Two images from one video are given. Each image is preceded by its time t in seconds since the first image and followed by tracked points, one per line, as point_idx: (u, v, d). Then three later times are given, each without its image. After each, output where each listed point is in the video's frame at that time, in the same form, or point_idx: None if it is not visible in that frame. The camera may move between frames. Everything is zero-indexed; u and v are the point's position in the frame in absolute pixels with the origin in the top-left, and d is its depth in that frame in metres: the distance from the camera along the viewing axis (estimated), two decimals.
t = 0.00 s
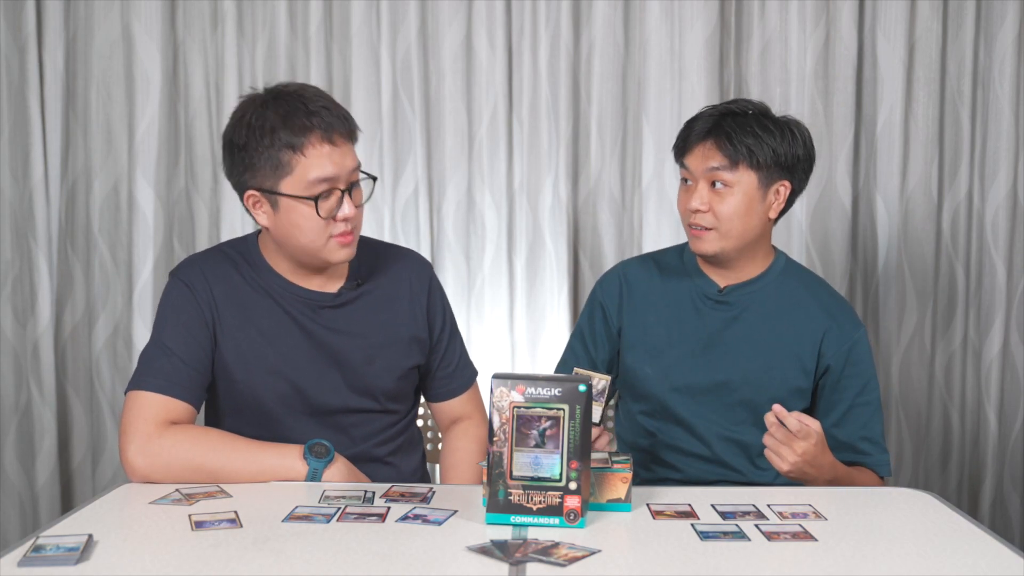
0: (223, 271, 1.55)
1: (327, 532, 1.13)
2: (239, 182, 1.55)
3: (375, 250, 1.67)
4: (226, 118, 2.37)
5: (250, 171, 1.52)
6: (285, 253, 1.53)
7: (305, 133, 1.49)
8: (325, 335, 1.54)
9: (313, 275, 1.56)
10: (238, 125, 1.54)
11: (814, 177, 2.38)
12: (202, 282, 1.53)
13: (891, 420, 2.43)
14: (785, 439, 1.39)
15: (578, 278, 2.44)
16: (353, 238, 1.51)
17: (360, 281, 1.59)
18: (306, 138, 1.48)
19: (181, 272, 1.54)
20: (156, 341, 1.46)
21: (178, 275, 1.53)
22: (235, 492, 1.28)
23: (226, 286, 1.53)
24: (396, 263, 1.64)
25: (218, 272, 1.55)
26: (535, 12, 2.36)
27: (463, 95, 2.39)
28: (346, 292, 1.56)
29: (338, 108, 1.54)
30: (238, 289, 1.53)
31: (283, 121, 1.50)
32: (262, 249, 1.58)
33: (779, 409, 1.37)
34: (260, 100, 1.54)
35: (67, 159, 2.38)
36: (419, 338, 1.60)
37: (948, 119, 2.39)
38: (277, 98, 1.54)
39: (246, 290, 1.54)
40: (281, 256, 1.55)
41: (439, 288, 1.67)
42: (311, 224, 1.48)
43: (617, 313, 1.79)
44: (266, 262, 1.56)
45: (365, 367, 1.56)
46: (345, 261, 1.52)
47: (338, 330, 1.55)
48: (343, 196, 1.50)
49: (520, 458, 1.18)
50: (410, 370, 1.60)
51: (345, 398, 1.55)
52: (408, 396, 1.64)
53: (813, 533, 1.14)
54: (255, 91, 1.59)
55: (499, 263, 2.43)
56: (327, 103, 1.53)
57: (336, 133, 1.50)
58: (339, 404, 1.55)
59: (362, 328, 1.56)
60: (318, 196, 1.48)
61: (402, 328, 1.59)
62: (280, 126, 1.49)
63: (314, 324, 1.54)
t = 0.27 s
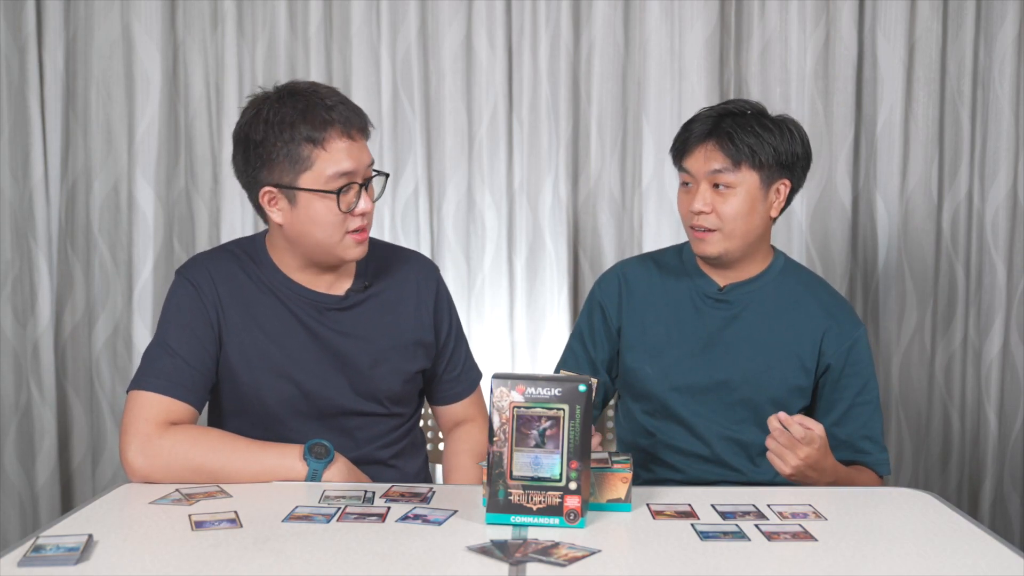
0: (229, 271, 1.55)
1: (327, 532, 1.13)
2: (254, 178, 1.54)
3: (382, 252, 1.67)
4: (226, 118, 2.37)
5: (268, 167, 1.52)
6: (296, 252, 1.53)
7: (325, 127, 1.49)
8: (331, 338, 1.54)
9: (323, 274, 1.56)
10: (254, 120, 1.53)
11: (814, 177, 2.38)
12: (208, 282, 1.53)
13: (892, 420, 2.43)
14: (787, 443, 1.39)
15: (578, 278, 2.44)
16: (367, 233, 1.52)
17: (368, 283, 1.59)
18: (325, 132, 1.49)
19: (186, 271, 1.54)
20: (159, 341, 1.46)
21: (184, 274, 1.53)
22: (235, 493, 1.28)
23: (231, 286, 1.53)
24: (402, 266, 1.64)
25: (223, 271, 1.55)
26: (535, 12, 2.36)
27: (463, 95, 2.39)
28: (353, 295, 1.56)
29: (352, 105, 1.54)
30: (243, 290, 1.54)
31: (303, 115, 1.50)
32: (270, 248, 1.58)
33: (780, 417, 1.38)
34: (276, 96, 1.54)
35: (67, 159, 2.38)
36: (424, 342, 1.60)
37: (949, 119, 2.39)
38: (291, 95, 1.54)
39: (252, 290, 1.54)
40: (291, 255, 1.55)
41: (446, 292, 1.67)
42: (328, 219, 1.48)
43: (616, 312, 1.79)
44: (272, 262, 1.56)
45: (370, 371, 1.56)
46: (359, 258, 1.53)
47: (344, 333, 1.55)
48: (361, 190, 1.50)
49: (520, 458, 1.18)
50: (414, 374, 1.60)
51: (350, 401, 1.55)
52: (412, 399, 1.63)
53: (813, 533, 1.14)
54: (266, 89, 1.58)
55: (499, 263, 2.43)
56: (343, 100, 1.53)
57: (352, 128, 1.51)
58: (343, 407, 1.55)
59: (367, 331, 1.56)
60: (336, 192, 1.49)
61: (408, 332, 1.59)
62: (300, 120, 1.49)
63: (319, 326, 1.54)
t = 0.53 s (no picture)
0: (230, 271, 1.55)
1: (327, 532, 1.13)
2: (264, 178, 1.54)
3: (384, 254, 1.67)
4: (225, 118, 2.37)
5: (281, 167, 1.52)
6: (302, 252, 1.53)
7: (340, 128, 1.49)
8: (331, 338, 1.54)
9: (326, 274, 1.56)
10: (266, 120, 1.53)
11: (814, 177, 2.38)
12: (209, 282, 1.53)
13: (892, 420, 2.43)
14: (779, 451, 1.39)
15: (578, 278, 2.44)
16: (375, 235, 1.53)
17: (370, 283, 1.59)
18: (340, 133, 1.49)
19: (187, 271, 1.54)
20: (160, 341, 1.46)
21: (185, 274, 1.53)
22: (235, 493, 1.28)
23: (231, 287, 1.53)
24: (402, 267, 1.64)
25: (224, 271, 1.55)
26: (535, 12, 2.36)
27: (463, 95, 2.39)
28: (354, 296, 1.56)
29: (361, 105, 1.55)
30: (243, 290, 1.54)
31: (318, 114, 1.50)
32: (272, 250, 1.59)
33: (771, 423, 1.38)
34: (288, 95, 1.54)
35: (67, 159, 2.38)
36: (425, 344, 1.60)
37: (949, 119, 2.39)
38: (303, 94, 1.53)
39: (253, 290, 1.54)
40: (298, 255, 1.55)
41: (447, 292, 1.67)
42: (339, 219, 1.49)
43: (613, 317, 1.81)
44: (272, 262, 1.57)
45: (370, 371, 1.56)
46: (367, 258, 1.54)
47: (344, 334, 1.55)
48: (372, 191, 1.51)
49: (520, 458, 1.18)
50: (415, 375, 1.60)
51: (350, 402, 1.55)
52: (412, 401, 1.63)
53: (813, 533, 1.14)
54: (273, 89, 1.58)
55: (499, 263, 2.43)
56: (353, 101, 1.54)
57: (362, 128, 1.51)
58: (343, 408, 1.55)
59: (367, 332, 1.56)
60: (348, 192, 1.49)
61: (408, 332, 1.59)
62: (315, 120, 1.49)
63: (320, 327, 1.54)
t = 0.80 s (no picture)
0: (229, 271, 1.55)
1: (327, 532, 1.13)
2: (259, 176, 1.55)
3: (384, 253, 1.67)
4: (226, 118, 2.37)
5: (274, 167, 1.52)
6: (295, 252, 1.53)
7: (333, 131, 1.49)
8: (330, 337, 1.54)
9: (320, 275, 1.56)
10: (263, 118, 1.53)
11: (813, 177, 2.38)
12: (208, 282, 1.53)
13: (892, 420, 2.43)
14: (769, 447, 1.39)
15: (578, 278, 2.44)
16: (368, 237, 1.52)
17: (367, 282, 1.59)
18: (333, 136, 1.49)
19: (186, 272, 1.54)
20: (159, 341, 1.46)
21: (183, 274, 1.53)
22: (235, 493, 1.28)
23: (230, 287, 1.53)
24: (402, 265, 1.64)
25: (223, 271, 1.55)
26: (535, 12, 2.36)
27: (463, 95, 2.39)
28: (353, 295, 1.56)
29: (360, 108, 1.54)
30: (242, 290, 1.54)
31: (313, 116, 1.50)
32: (269, 249, 1.59)
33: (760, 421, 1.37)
34: (286, 95, 1.54)
35: (67, 159, 2.38)
36: (424, 343, 1.60)
37: (948, 119, 2.39)
38: (302, 94, 1.53)
39: (252, 290, 1.54)
40: (291, 254, 1.55)
41: (446, 290, 1.67)
42: (330, 221, 1.48)
43: (611, 319, 1.80)
44: (270, 261, 1.57)
45: (369, 371, 1.56)
46: (358, 261, 1.53)
47: (344, 333, 1.55)
48: (364, 195, 1.51)
49: (520, 458, 1.18)
50: (415, 374, 1.60)
51: (349, 401, 1.55)
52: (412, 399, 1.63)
53: (813, 533, 1.14)
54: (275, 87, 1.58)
55: (499, 263, 2.43)
56: (351, 103, 1.53)
57: (359, 132, 1.51)
58: (342, 407, 1.54)
59: (366, 331, 1.56)
60: (340, 195, 1.49)
61: (407, 331, 1.59)
62: (309, 121, 1.49)
63: (319, 326, 1.54)
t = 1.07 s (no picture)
0: (228, 271, 1.55)
1: (327, 532, 1.13)
2: (255, 177, 1.55)
3: (382, 251, 1.67)
4: (226, 118, 2.37)
5: (270, 167, 1.52)
6: (293, 252, 1.53)
7: (328, 132, 1.48)
8: (329, 336, 1.54)
9: (318, 275, 1.56)
10: (258, 119, 1.53)
11: (813, 177, 2.38)
12: (207, 282, 1.53)
13: (892, 420, 2.42)
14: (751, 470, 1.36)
15: (578, 277, 2.44)
16: (365, 237, 1.52)
17: (365, 280, 1.59)
18: (328, 136, 1.48)
19: (185, 272, 1.54)
20: (159, 341, 1.46)
21: (182, 274, 1.53)
22: (235, 493, 1.28)
23: (230, 286, 1.53)
24: (400, 264, 1.64)
25: (222, 271, 1.55)
26: (535, 12, 2.36)
27: (463, 95, 2.39)
28: (352, 293, 1.56)
29: (356, 107, 1.54)
30: (241, 289, 1.54)
31: (308, 117, 1.49)
32: (268, 249, 1.59)
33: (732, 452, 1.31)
34: (281, 95, 1.53)
35: (67, 158, 2.38)
36: (422, 341, 1.60)
37: (949, 118, 2.39)
38: (297, 94, 1.53)
39: (250, 289, 1.54)
40: (289, 254, 1.55)
41: (446, 289, 1.67)
42: (326, 222, 1.48)
43: (609, 319, 1.80)
44: (270, 261, 1.56)
45: (368, 369, 1.56)
46: (356, 261, 1.53)
47: (343, 331, 1.55)
48: (361, 196, 1.50)
49: (520, 458, 1.18)
50: (414, 373, 1.60)
51: (349, 400, 1.55)
52: (411, 398, 1.63)
53: (813, 533, 1.14)
54: (271, 87, 1.58)
55: (499, 263, 2.43)
56: (346, 102, 1.53)
57: (356, 132, 1.51)
58: (342, 406, 1.54)
59: (365, 329, 1.56)
60: (336, 195, 1.49)
61: (406, 329, 1.59)
62: (304, 122, 1.49)
63: (318, 324, 1.54)
